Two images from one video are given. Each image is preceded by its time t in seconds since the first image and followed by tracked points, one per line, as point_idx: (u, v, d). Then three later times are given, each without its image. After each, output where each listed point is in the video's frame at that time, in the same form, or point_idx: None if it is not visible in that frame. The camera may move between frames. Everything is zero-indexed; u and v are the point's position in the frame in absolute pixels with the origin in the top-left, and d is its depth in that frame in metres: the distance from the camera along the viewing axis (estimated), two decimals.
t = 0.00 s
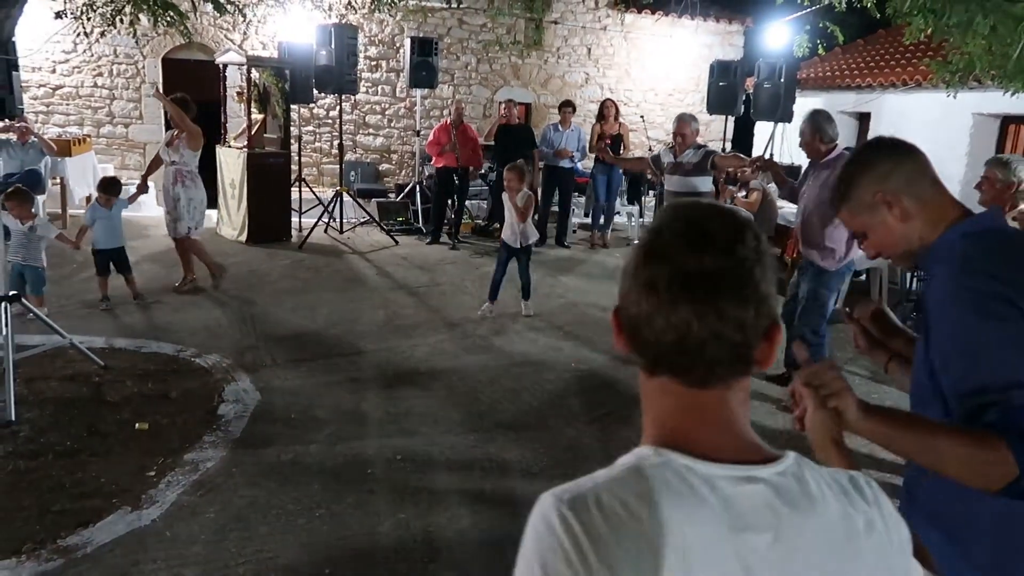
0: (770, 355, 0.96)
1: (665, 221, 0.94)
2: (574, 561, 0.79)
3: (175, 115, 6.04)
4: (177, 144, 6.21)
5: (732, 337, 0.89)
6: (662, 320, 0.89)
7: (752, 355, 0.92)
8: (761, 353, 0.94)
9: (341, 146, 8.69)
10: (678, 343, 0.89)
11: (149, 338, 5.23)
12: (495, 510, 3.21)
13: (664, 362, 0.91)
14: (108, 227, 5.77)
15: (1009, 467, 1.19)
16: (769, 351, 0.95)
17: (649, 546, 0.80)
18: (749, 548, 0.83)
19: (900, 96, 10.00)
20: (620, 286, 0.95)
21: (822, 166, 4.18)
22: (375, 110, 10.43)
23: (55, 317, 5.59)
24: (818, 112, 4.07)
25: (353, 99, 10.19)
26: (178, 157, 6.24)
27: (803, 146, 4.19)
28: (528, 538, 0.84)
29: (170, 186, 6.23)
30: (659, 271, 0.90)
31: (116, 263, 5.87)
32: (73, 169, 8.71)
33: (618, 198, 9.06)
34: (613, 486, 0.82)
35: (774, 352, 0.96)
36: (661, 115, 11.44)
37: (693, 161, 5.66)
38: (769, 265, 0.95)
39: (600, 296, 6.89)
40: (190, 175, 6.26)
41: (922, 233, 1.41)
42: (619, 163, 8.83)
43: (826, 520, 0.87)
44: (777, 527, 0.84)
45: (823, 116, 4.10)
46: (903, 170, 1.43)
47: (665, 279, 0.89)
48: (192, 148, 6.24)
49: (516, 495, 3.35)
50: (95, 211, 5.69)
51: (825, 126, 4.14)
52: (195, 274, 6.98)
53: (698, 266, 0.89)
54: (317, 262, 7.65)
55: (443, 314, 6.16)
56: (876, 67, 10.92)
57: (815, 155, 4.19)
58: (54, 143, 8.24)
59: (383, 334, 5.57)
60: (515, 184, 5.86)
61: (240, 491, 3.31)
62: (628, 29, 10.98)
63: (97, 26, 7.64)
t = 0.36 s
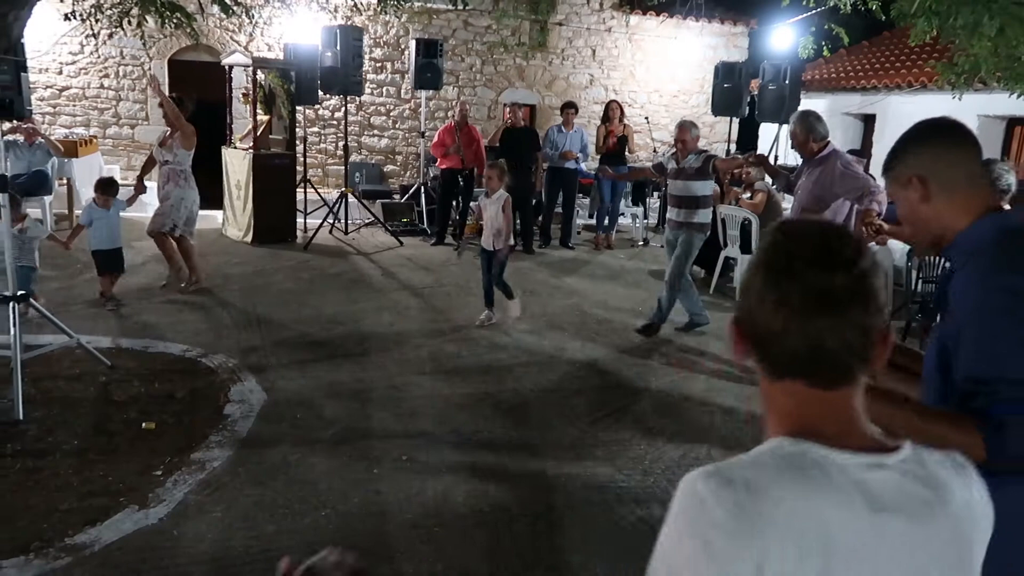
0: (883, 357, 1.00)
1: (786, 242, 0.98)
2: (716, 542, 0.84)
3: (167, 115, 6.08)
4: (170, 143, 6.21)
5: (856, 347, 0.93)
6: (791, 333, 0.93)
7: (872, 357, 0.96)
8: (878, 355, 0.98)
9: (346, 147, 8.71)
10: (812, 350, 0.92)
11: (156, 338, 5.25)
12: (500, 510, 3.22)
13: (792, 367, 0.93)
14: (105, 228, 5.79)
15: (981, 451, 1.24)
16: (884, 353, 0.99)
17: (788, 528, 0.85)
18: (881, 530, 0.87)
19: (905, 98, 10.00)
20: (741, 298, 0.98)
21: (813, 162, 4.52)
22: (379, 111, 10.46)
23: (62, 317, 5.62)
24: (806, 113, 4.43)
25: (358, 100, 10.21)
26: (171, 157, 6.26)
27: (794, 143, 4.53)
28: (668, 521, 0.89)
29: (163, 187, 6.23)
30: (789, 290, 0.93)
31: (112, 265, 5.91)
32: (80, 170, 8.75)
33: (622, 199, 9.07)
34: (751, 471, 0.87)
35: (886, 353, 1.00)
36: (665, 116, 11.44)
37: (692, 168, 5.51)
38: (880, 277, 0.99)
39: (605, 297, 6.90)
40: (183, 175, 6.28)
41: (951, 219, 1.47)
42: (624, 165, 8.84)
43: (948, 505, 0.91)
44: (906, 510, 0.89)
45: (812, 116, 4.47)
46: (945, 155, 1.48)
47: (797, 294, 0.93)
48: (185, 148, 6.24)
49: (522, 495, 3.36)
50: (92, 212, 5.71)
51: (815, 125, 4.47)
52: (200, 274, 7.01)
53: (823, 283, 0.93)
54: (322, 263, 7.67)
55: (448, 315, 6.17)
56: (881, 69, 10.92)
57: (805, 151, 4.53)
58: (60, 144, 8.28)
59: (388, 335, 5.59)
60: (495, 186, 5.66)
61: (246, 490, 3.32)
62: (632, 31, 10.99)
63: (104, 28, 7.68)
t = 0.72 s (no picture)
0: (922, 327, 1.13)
1: (843, 223, 1.10)
2: (790, 485, 0.97)
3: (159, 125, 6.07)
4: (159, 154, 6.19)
5: (907, 322, 1.06)
6: (851, 308, 1.05)
7: (917, 328, 1.09)
8: (920, 326, 1.11)
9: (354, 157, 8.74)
10: (869, 321, 1.04)
11: (165, 347, 5.27)
12: (508, 519, 3.21)
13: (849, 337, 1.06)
14: (106, 238, 5.83)
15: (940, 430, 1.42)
16: (924, 323, 1.12)
17: (856, 472, 0.98)
18: (931, 470, 1.01)
19: (914, 108, 9.98)
20: (801, 275, 1.11)
21: (802, 171, 4.50)
22: (387, 121, 10.50)
23: (73, 326, 5.64)
24: (795, 124, 4.40)
25: (366, 110, 10.26)
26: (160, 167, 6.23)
27: (784, 153, 4.53)
28: (743, 471, 1.02)
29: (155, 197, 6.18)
30: (848, 267, 1.05)
31: (111, 275, 5.92)
32: (90, 180, 8.80)
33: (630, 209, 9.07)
34: (815, 424, 1.01)
35: (926, 326, 1.13)
36: (672, 126, 11.44)
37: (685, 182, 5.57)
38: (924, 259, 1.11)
39: (613, 306, 6.90)
40: (174, 184, 6.27)
41: (942, 214, 1.65)
42: (632, 175, 8.84)
43: (988, 448, 1.04)
44: (952, 453, 1.02)
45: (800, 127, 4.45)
46: (944, 153, 1.62)
47: (856, 273, 1.05)
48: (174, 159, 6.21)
49: (530, 504, 3.35)
50: (93, 222, 5.76)
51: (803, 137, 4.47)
52: (209, 284, 7.03)
53: (880, 263, 1.05)
54: (330, 272, 7.69)
55: (456, 324, 6.18)
56: (889, 79, 10.91)
57: (795, 161, 4.53)
58: (71, 154, 8.33)
59: (397, 344, 5.59)
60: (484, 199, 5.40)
61: (254, 498, 3.32)
62: (639, 41, 11.01)
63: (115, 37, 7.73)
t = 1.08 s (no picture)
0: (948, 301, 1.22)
1: (891, 204, 1.15)
2: (894, 454, 1.00)
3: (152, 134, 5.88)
4: (159, 160, 6.07)
5: (949, 301, 1.14)
6: (905, 287, 1.11)
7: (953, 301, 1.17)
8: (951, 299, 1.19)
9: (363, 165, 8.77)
10: (921, 299, 1.12)
11: (174, 354, 5.28)
12: (518, 526, 3.20)
13: (905, 314, 1.12)
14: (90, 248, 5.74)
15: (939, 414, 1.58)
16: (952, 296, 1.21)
17: (943, 435, 1.03)
18: (987, 428, 1.09)
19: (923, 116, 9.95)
20: (852, 256, 1.16)
21: (785, 172, 4.61)
22: (396, 129, 10.53)
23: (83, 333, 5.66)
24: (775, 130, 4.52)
25: (375, 119, 10.30)
26: (160, 175, 6.09)
27: (765, 157, 4.65)
28: (842, 446, 1.04)
29: (153, 206, 6.07)
30: (907, 249, 1.11)
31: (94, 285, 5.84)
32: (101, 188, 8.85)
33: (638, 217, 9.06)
34: (904, 399, 1.05)
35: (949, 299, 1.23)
36: (680, 134, 11.45)
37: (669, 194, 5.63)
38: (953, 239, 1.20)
39: (622, 314, 6.89)
40: (172, 193, 6.11)
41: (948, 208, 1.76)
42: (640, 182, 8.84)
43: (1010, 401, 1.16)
44: (996, 409, 1.11)
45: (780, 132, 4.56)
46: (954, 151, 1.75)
47: (911, 255, 1.11)
48: (173, 165, 6.08)
49: (539, 512, 3.34)
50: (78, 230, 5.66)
51: (784, 141, 4.58)
52: (219, 291, 7.05)
53: (928, 245, 1.11)
54: (339, 280, 7.70)
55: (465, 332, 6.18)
56: (898, 87, 10.90)
57: (776, 164, 4.64)
58: (82, 162, 8.38)
59: (406, 352, 5.60)
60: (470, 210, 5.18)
61: (263, 505, 3.32)
62: (648, 49, 11.02)
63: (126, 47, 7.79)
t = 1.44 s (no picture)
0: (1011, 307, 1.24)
1: (972, 216, 1.14)
2: (987, 474, 1.04)
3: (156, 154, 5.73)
4: (164, 183, 5.88)
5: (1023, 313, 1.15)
6: (983, 300, 1.12)
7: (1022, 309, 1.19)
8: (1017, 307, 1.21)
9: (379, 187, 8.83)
10: (1003, 311, 1.12)
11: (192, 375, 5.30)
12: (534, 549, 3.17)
13: (982, 325, 1.14)
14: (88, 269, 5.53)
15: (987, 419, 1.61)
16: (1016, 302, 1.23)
17: None
18: None
19: (940, 137, 9.92)
20: (930, 265, 1.16)
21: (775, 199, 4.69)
22: (412, 152, 10.62)
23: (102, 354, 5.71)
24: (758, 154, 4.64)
25: (391, 141, 10.39)
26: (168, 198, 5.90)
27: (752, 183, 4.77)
28: (935, 466, 1.07)
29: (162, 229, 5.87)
30: (994, 264, 1.11)
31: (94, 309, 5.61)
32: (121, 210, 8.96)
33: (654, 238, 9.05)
34: (982, 414, 1.10)
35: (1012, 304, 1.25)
36: (695, 156, 11.45)
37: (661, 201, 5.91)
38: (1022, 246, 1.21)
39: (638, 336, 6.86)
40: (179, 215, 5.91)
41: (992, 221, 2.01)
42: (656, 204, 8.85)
43: None
44: None
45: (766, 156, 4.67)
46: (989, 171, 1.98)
47: (999, 269, 1.11)
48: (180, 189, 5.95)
49: (556, 534, 3.31)
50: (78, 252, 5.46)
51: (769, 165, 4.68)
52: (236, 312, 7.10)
53: (1010, 259, 1.11)
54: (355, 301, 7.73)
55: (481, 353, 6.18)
56: (914, 108, 10.88)
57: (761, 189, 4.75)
58: (103, 185, 8.50)
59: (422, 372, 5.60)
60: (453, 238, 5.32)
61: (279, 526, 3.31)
62: (662, 72, 11.07)
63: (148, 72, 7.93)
